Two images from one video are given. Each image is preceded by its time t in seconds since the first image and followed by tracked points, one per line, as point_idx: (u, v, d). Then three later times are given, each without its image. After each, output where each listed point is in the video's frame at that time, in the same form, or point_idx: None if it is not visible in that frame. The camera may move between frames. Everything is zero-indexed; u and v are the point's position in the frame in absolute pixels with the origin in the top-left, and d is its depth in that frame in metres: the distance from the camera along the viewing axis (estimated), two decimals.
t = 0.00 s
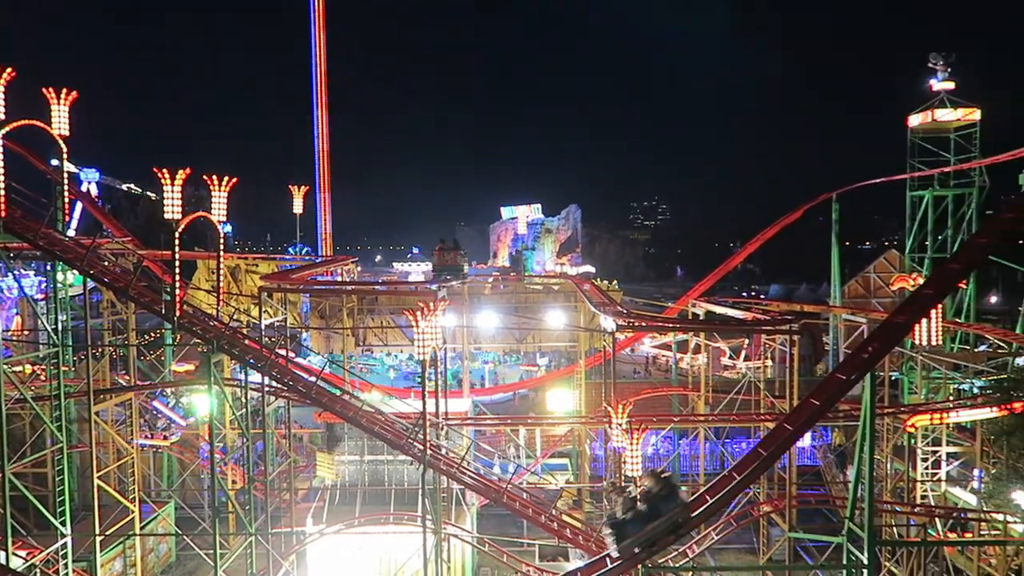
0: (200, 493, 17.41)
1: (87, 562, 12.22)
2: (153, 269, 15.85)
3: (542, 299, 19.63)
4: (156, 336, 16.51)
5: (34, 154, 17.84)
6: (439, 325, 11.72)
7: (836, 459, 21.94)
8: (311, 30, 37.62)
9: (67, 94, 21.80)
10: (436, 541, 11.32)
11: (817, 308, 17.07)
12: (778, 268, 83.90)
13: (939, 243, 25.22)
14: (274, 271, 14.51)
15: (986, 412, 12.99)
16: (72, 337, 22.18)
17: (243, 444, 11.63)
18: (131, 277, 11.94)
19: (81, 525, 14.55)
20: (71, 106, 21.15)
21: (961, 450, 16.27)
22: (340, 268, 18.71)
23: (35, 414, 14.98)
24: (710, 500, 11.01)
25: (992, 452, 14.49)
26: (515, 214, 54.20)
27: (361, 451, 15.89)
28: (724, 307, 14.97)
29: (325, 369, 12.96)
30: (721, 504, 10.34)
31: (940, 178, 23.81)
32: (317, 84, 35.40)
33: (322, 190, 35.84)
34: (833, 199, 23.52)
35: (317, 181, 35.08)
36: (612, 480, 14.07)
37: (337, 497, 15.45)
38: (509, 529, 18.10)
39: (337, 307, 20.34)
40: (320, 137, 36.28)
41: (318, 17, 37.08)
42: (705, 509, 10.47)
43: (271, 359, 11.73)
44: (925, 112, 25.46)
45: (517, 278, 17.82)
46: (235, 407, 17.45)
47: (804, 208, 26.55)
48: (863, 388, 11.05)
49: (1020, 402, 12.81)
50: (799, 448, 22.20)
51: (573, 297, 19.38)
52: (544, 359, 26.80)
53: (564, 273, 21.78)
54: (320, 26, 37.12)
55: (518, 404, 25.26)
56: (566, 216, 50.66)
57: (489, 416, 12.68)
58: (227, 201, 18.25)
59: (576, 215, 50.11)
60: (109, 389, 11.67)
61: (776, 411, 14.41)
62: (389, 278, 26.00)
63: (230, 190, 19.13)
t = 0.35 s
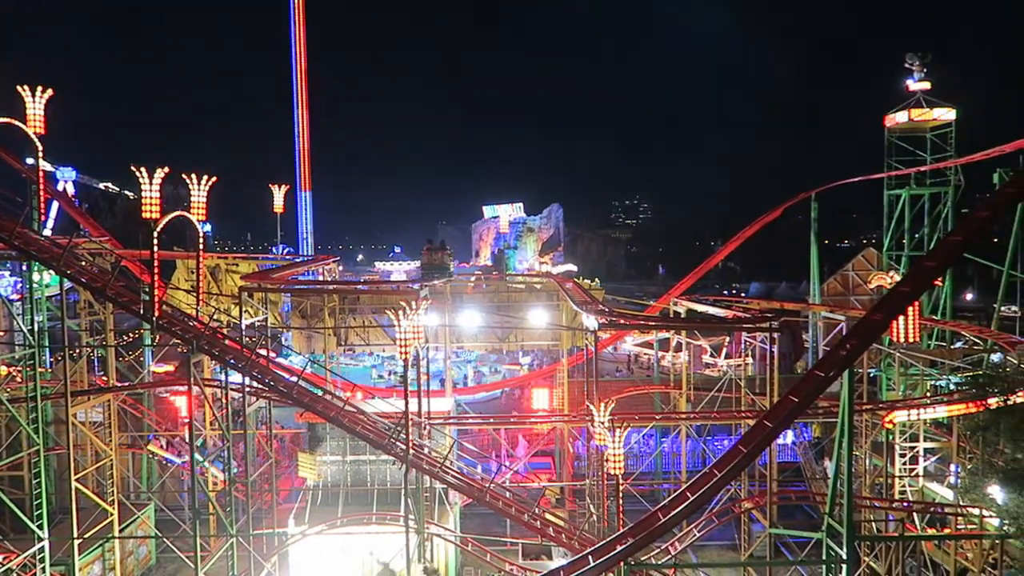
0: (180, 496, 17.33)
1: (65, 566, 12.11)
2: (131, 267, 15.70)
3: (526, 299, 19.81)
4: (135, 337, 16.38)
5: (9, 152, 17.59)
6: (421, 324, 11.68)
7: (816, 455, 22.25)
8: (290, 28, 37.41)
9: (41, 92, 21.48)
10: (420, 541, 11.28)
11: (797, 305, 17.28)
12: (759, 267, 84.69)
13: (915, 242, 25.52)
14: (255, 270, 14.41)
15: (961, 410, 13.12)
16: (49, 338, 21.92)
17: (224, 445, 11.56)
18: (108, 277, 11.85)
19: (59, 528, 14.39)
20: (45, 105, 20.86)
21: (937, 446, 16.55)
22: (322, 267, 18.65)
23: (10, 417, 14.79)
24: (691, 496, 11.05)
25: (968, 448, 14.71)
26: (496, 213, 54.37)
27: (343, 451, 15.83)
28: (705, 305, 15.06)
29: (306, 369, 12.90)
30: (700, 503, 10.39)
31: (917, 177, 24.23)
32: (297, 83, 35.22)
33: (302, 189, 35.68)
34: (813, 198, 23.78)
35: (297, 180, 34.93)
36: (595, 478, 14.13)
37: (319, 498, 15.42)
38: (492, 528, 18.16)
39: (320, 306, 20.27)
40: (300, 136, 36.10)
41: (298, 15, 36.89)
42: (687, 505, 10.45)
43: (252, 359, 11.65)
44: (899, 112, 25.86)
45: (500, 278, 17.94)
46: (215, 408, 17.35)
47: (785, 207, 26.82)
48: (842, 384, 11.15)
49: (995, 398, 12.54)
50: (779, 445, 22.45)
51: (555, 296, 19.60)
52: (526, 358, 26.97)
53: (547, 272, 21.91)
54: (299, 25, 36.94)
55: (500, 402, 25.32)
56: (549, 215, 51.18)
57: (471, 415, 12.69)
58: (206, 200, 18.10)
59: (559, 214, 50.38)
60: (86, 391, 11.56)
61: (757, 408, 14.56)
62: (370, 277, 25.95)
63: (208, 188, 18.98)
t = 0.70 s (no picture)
0: (167, 498, 17.24)
1: (51, 570, 12.02)
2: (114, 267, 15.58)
3: (512, 297, 20.03)
4: (121, 338, 16.27)
5: None
6: (409, 323, 11.66)
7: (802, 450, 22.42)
8: (276, 26, 37.21)
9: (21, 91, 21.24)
10: (410, 539, 11.23)
11: (783, 302, 17.39)
12: (746, 264, 85.20)
13: (899, 237, 25.71)
14: (241, 271, 14.34)
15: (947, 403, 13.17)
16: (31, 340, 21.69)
17: (211, 445, 11.48)
18: (92, 278, 11.76)
19: (45, 532, 14.26)
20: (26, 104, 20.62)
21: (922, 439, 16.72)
22: (309, 266, 18.57)
23: None
24: (681, 493, 11.07)
25: (953, 442, 14.86)
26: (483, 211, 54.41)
27: (331, 451, 15.77)
28: (692, 302, 15.11)
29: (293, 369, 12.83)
30: (690, 500, 10.41)
31: (901, 173, 24.46)
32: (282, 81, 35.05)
33: (288, 188, 35.52)
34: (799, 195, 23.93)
35: (283, 179, 34.80)
36: (584, 476, 14.16)
37: (308, 498, 15.40)
38: (481, 527, 18.16)
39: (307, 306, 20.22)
40: (286, 134, 35.93)
41: (283, 14, 36.71)
42: (675, 501, 10.52)
43: (239, 359, 11.59)
44: (886, 108, 25.99)
45: (488, 276, 18.04)
46: (202, 409, 17.25)
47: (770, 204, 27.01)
48: (829, 380, 11.20)
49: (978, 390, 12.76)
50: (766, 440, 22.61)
51: (542, 294, 19.84)
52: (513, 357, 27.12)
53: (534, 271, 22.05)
54: (284, 23, 36.74)
55: (489, 400, 25.42)
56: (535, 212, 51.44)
57: (460, 414, 12.68)
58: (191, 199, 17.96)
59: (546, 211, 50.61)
60: (72, 394, 11.44)
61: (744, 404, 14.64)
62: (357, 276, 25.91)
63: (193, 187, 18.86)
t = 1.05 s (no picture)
0: (147, 500, 17.12)
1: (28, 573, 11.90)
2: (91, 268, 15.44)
3: (494, 295, 20.18)
4: (99, 340, 16.13)
5: None
6: (390, 322, 11.61)
7: (783, 446, 22.62)
8: (255, 25, 36.97)
9: None
10: (391, 539, 11.16)
11: (763, 298, 17.53)
12: (729, 262, 85.83)
13: (878, 235, 25.92)
14: (220, 270, 14.25)
15: (925, 397, 13.34)
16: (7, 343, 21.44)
17: (190, 446, 11.37)
18: (69, 279, 11.67)
19: (21, 536, 14.09)
20: None
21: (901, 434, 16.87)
22: (290, 265, 18.47)
23: None
24: (662, 489, 11.11)
25: (931, 436, 15.05)
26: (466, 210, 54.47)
27: (313, 451, 15.68)
28: (673, 300, 15.19)
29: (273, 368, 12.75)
30: (671, 496, 10.43)
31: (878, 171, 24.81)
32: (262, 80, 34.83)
33: (268, 187, 35.31)
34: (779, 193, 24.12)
35: (264, 178, 34.60)
36: (566, 474, 14.21)
37: (289, 499, 15.36)
38: (464, 525, 18.18)
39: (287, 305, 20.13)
40: (266, 133, 35.72)
41: (263, 12, 36.48)
42: (656, 498, 10.54)
43: (218, 359, 11.50)
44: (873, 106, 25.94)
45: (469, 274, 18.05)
46: (181, 410, 17.14)
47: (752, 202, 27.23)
48: (808, 376, 11.28)
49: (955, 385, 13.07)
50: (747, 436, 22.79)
51: (524, 292, 19.96)
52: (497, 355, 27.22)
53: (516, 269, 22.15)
54: (263, 21, 36.51)
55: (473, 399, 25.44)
56: (517, 211, 51.67)
57: (442, 413, 12.67)
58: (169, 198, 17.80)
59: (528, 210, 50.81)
60: (48, 395, 11.31)
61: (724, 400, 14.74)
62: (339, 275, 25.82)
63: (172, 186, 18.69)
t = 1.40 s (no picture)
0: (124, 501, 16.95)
1: None
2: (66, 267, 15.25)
3: (475, 294, 20.41)
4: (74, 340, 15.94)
5: None
6: (370, 321, 11.57)
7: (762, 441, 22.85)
8: (232, 22, 36.66)
9: None
10: (374, 539, 11.14)
11: (743, 295, 17.65)
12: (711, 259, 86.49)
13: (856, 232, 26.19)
14: (197, 269, 14.12)
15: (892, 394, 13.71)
16: None
17: (168, 447, 11.25)
18: (43, 279, 11.53)
19: None
20: None
21: (877, 429, 17.15)
22: (269, 263, 18.35)
23: None
24: (644, 485, 11.14)
25: (907, 431, 15.27)
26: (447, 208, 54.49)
27: (293, 450, 15.61)
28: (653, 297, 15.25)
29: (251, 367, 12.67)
30: (652, 492, 10.45)
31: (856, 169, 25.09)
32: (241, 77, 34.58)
33: (247, 185, 35.07)
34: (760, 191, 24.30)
35: (242, 176, 34.33)
36: (547, 471, 14.27)
37: (269, 499, 15.33)
38: (447, 524, 18.23)
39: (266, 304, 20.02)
40: (245, 131, 35.46)
41: (241, 9, 36.16)
42: (637, 494, 10.56)
43: (197, 359, 11.40)
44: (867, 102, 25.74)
45: (451, 272, 17.95)
46: (158, 411, 16.99)
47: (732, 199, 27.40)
48: (786, 371, 11.37)
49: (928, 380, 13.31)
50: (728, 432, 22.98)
51: (504, 290, 20.16)
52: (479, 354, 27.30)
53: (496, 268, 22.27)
54: (240, 18, 36.21)
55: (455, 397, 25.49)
56: (498, 208, 51.84)
57: (424, 412, 12.66)
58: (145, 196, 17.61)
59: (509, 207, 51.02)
60: (22, 397, 11.15)
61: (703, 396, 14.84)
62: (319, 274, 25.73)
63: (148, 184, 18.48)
